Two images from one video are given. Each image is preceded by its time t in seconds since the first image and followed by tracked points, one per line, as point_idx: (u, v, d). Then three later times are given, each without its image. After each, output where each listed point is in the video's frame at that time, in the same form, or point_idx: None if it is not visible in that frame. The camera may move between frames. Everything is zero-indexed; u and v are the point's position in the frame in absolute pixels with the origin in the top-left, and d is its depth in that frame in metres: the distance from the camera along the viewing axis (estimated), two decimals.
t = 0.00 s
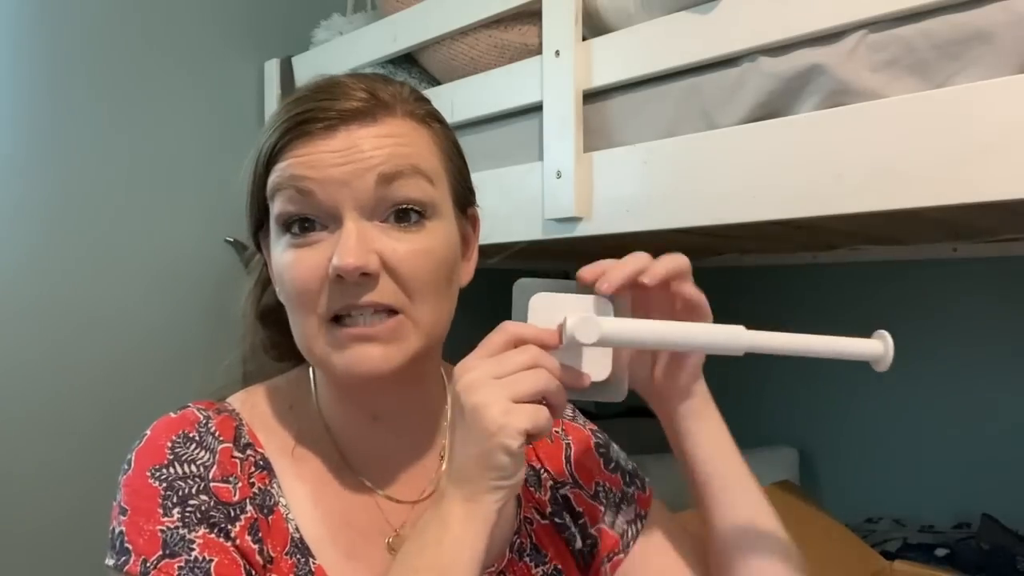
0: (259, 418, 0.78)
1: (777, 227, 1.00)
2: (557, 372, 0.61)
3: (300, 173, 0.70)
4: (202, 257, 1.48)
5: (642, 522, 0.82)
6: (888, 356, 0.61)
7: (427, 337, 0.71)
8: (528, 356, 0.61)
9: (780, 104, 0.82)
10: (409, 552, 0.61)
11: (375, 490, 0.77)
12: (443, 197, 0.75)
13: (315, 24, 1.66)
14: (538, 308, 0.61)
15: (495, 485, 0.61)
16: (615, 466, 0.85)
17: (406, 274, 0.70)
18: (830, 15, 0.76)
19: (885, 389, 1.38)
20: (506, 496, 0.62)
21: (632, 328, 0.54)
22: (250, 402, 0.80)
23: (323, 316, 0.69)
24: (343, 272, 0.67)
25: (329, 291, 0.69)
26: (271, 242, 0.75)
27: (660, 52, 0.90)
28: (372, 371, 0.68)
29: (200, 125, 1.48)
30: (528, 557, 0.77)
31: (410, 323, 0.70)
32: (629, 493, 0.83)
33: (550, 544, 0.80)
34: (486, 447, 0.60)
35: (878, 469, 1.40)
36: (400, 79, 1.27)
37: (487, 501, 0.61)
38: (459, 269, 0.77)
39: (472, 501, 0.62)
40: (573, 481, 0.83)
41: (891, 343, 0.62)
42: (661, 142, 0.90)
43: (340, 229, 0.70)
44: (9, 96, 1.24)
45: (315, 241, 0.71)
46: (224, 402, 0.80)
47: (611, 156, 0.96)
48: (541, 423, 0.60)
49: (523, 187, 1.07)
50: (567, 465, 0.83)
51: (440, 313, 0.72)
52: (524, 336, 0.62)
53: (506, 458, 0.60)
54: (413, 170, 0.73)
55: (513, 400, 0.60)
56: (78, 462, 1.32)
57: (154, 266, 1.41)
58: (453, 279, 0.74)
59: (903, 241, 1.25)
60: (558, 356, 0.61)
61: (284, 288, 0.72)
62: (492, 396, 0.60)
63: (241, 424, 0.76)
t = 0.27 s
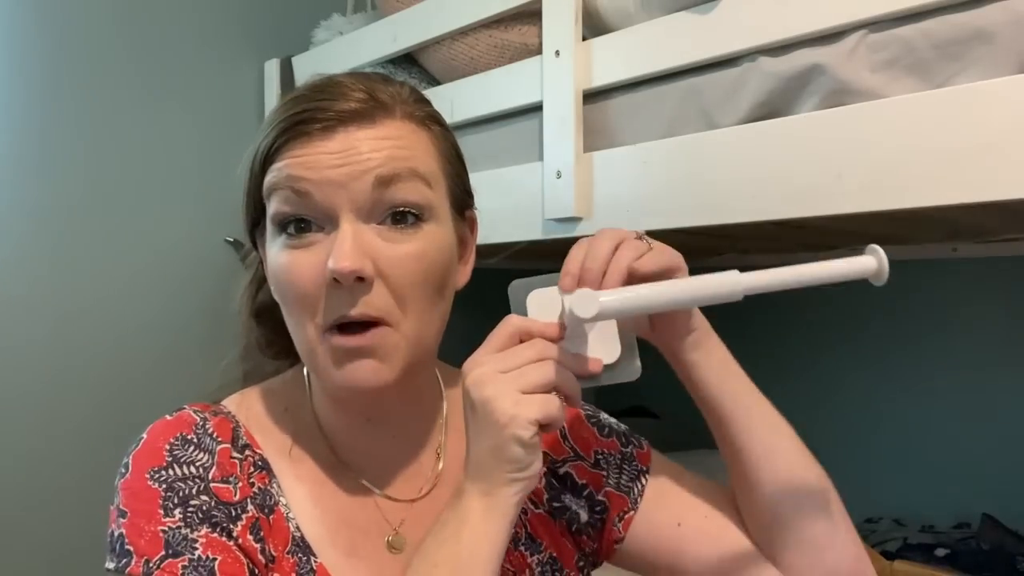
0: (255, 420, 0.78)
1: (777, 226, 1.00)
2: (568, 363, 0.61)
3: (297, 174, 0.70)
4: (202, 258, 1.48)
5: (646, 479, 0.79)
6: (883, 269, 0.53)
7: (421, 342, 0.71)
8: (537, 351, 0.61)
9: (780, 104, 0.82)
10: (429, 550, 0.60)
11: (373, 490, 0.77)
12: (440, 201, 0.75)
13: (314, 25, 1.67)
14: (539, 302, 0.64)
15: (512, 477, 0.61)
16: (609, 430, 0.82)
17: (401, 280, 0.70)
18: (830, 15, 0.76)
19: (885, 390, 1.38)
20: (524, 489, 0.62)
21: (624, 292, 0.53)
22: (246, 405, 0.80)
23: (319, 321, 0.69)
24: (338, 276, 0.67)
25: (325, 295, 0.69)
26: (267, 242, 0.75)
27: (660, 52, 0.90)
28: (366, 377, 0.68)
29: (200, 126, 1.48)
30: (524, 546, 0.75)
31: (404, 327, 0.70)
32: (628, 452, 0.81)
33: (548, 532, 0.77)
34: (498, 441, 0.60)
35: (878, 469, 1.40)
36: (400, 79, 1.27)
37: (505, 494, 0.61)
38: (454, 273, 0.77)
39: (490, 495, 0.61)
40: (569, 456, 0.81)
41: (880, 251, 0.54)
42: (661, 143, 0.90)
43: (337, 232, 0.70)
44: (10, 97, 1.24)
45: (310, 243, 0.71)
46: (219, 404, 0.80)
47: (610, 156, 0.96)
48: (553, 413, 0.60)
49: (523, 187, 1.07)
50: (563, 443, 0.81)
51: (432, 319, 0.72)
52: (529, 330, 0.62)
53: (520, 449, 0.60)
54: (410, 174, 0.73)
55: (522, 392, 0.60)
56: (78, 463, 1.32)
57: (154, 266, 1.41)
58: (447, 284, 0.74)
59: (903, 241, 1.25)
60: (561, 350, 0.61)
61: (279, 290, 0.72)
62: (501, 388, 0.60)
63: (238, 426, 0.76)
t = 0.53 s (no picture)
0: (253, 420, 0.78)
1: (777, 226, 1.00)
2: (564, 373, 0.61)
3: (309, 170, 0.70)
4: (201, 257, 1.48)
5: (644, 475, 0.79)
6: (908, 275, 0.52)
7: (425, 340, 0.71)
8: (529, 366, 0.61)
9: (780, 104, 0.82)
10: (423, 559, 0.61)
11: (370, 491, 0.77)
12: (448, 201, 0.75)
13: (314, 25, 1.66)
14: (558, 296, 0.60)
15: (500, 486, 0.61)
16: (607, 426, 0.82)
17: (409, 277, 0.70)
18: (830, 15, 0.76)
19: (885, 390, 1.38)
20: (513, 499, 0.61)
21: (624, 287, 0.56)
22: (244, 404, 0.80)
23: (326, 316, 0.69)
24: (347, 271, 0.67)
25: (332, 290, 0.69)
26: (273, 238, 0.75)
27: (660, 52, 0.90)
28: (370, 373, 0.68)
29: (200, 125, 1.48)
30: (519, 545, 0.76)
31: (409, 324, 0.70)
32: (627, 449, 0.81)
33: (543, 531, 0.78)
34: (487, 451, 0.60)
35: (879, 469, 1.40)
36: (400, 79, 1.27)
37: (493, 502, 0.61)
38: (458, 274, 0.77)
39: (478, 503, 0.61)
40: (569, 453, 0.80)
41: (904, 260, 0.53)
42: (661, 143, 0.90)
43: (347, 228, 0.70)
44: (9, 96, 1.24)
45: (319, 239, 0.71)
46: (217, 403, 0.80)
47: (610, 156, 0.96)
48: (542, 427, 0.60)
49: (523, 187, 1.07)
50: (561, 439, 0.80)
51: (437, 318, 0.72)
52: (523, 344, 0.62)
53: (508, 460, 0.59)
54: (421, 174, 0.73)
55: (513, 406, 0.60)
56: (78, 463, 1.32)
57: (153, 266, 1.41)
58: (452, 284, 0.74)
59: (902, 241, 1.25)
60: (553, 363, 0.61)
61: (286, 284, 0.71)
62: (493, 402, 0.60)
63: (235, 425, 0.76)
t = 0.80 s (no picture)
0: (254, 418, 0.78)
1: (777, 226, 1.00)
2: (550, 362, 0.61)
3: (318, 176, 0.70)
4: (201, 257, 1.48)
5: (639, 465, 0.79)
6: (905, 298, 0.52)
7: (429, 347, 0.72)
8: (516, 356, 0.61)
9: (780, 104, 0.82)
10: (415, 552, 0.61)
11: (370, 488, 0.77)
12: (455, 210, 0.75)
13: (314, 25, 1.66)
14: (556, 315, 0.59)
15: (494, 474, 0.61)
16: (603, 418, 0.82)
17: (415, 286, 0.70)
18: (830, 14, 0.76)
19: (885, 390, 1.38)
20: (507, 487, 0.61)
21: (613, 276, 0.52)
22: (245, 401, 0.80)
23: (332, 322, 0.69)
24: (354, 278, 0.67)
25: (339, 296, 0.69)
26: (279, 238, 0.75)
27: (660, 52, 0.90)
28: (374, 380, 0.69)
29: (200, 125, 1.48)
30: (518, 542, 0.75)
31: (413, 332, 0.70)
32: (622, 440, 0.80)
33: (543, 527, 0.77)
34: (481, 440, 0.60)
35: (879, 469, 1.40)
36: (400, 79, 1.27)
37: (489, 490, 0.61)
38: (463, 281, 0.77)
39: (474, 492, 0.61)
40: (565, 446, 0.80)
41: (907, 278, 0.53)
42: (661, 142, 0.90)
43: (354, 236, 0.70)
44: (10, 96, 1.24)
45: (326, 244, 0.71)
46: (219, 400, 0.80)
47: (610, 155, 0.96)
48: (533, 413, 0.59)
49: (523, 187, 1.07)
50: (556, 431, 0.80)
51: (441, 325, 0.73)
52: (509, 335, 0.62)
53: (502, 448, 0.60)
54: (430, 183, 0.73)
55: (504, 395, 0.60)
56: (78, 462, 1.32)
57: (154, 265, 1.41)
58: (457, 292, 0.75)
59: (902, 241, 1.25)
60: (539, 353, 0.61)
61: (291, 287, 0.71)
62: (483, 391, 0.60)
63: (237, 422, 0.76)
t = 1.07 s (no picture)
0: (254, 418, 0.78)
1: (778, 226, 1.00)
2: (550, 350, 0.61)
3: (317, 178, 0.70)
4: (202, 257, 1.48)
5: (638, 462, 0.79)
6: (914, 285, 0.53)
7: (426, 348, 0.72)
8: (517, 344, 0.61)
9: (780, 104, 0.82)
10: (418, 542, 0.60)
11: (370, 487, 0.77)
12: (454, 211, 0.75)
13: (314, 25, 1.66)
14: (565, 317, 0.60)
15: (498, 459, 0.61)
16: (602, 415, 0.82)
17: (413, 288, 0.70)
18: (830, 15, 0.76)
19: (886, 390, 1.38)
20: (516, 470, 0.61)
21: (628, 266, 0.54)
22: (245, 402, 0.80)
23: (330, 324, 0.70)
24: (353, 282, 0.68)
25: (338, 298, 0.69)
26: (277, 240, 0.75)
27: (661, 52, 0.90)
28: (372, 381, 0.70)
29: (200, 125, 1.48)
30: (518, 541, 0.75)
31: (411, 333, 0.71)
32: (621, 437, 0.80)
33: (543, 526, 0.77)
34: (483, 425, 0.60)
35: (878, 468, 1.40)
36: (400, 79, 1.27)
37: (493, 475, 0.61)
38: (461, 282, 0.78)
39: (479, 478, 0.61)
40: (564, 444, 0.80)
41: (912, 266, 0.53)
42: (661, 142, 0.90)
43: (353, 238, 0.70)
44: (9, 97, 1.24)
45: (324, 246, 0.71)
46: (218, 400, 0.80)
47: (610, 155, 0.96)
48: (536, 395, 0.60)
49: (523, 187, 1.07)
50: (555, 429, 0.80)
51: (439, 327, 0.73)
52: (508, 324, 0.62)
53: (505, 432, 0.59)
54: (429, 184, 0.73)
55: (505, 379, 0.60)
56: (78, 462, 1.32)
57: (154, 265, 1.41)
58: (456, 294, 0.75)
59: (902, 241, 1.25)
60: (538, 341, 0.61)
61: (289, 289, 0.72)
62: (484, 377, 0.60)
63: (237, 421, 0.76)
